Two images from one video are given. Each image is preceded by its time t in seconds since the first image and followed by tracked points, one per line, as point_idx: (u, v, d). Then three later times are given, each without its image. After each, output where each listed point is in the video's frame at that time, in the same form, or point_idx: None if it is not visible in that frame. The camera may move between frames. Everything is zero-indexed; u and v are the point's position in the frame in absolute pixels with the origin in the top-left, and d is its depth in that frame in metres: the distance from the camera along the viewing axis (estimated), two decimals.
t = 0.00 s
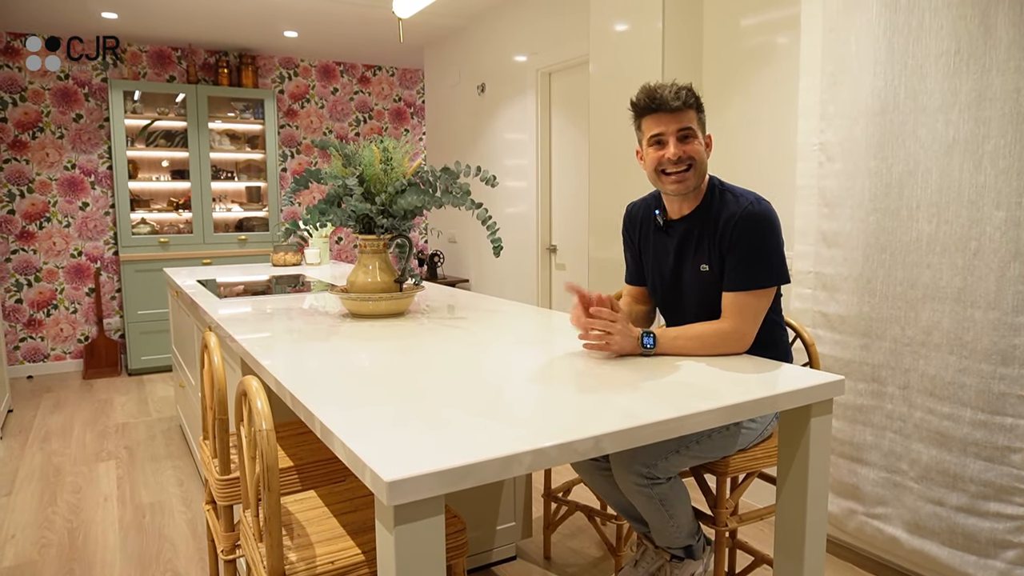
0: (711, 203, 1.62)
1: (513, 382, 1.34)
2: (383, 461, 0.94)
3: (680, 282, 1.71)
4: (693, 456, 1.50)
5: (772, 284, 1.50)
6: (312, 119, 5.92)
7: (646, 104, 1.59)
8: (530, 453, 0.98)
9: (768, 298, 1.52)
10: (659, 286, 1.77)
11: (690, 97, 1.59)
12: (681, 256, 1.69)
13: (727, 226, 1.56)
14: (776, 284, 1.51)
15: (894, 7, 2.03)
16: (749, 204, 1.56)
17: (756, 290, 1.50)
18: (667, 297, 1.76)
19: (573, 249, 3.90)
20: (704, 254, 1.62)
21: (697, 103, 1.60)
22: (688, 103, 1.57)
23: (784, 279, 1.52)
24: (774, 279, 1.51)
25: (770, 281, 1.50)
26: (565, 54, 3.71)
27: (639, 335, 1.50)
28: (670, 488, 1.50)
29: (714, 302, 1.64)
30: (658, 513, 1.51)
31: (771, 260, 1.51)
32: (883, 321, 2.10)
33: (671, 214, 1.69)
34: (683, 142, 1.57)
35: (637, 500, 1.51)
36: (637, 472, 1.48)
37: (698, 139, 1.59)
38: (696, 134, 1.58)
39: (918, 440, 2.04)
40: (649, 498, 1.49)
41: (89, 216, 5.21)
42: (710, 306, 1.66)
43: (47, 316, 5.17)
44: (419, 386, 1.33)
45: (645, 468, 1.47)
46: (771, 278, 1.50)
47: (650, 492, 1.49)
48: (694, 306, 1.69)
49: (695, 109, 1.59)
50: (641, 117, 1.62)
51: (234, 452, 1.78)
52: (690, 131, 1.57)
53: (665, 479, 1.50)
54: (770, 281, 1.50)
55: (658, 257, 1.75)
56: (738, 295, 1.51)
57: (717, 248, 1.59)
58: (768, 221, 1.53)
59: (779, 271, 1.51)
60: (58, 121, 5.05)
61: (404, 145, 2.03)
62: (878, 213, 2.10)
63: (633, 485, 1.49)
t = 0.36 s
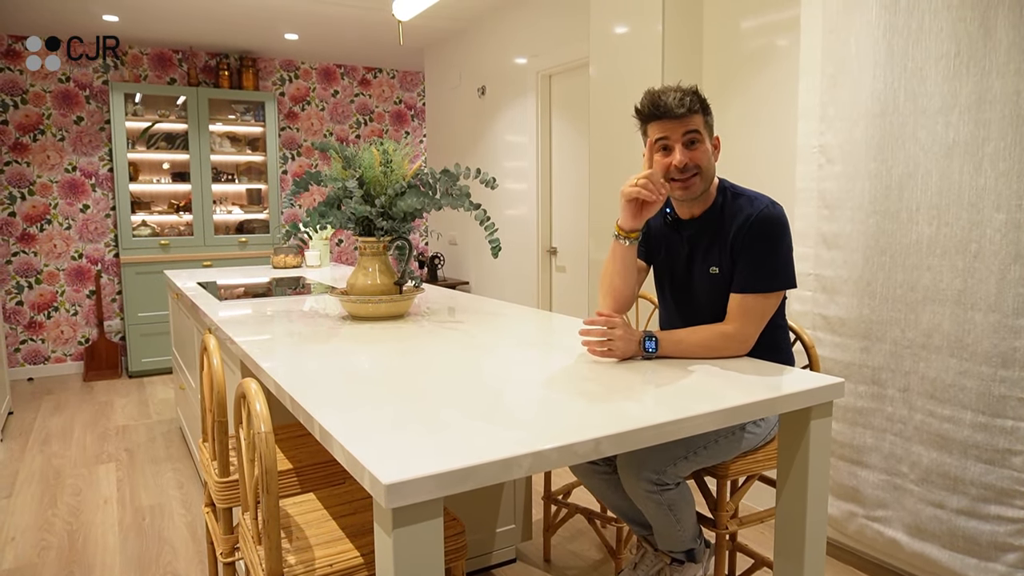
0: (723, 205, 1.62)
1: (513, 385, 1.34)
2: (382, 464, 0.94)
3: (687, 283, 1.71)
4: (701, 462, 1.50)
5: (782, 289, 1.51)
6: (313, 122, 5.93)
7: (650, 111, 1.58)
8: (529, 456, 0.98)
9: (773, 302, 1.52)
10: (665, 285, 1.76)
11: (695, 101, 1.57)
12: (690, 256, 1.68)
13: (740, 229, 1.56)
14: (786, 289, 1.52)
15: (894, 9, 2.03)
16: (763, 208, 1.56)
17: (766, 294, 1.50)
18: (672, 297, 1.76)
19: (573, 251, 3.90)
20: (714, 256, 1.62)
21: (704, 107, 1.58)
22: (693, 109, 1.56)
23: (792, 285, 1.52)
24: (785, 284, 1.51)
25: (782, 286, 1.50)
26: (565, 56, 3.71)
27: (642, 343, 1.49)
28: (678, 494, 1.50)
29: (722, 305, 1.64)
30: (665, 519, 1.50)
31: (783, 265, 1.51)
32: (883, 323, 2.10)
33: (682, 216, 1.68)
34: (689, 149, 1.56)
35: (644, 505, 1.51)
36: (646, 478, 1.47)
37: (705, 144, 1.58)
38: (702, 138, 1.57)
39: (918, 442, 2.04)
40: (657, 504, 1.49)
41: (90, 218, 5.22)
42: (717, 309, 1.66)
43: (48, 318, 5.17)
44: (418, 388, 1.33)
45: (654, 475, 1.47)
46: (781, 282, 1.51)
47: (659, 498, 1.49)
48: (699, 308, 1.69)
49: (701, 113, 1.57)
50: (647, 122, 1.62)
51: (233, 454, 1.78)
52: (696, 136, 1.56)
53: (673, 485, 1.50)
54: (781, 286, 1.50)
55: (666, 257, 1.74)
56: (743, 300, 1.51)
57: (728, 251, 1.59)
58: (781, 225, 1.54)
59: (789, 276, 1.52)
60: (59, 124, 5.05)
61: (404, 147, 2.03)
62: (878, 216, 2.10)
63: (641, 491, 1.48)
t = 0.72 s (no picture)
0: (731, 208, 1.62)
1: (513, 386, 1.34)
2: (382, 465, 0.94)
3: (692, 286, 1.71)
4: (700, 465, 1.50)
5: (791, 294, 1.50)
6: (313, 123, 5.93)
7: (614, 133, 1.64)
8: (529, 458, 0.98)
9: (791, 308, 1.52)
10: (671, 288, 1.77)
11: (645, 124, 1.56)
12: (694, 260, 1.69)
13: (746, 231, 1.56)
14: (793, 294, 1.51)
15: (893, 12, 2.03)
16: (770, 211, 1.55)
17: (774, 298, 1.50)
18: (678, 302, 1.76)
19: (573, 253, 3.90)
20: (721, 259, 1.62)
21: (659, 129, 1.54)
22: (636, 137, 1.56)
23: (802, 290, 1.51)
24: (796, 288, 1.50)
25: (788, 291, 1.49)
26: (565, 58, 3.72)
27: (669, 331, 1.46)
28: (677, 497, 1.50)
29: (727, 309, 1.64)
30: (664, 522, 1.50)
31: (789, 269, 1.50)
32: (883, 325, 2.10)
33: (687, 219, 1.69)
34: (638, 174, 1.60)
35: (643, 509, 1.50)
36: (644, 481, 1.47)
37: (657, 167, 1.57)
38: (651, 164, 1.57)
39: (918, 444, 2.04)
40: (656, 508, 1.49)
41: (90, 220, 5.22)
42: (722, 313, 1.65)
43: (48, 320, 5.17)
44: (418, 391, 1.33)
45: (653, 478, 1.47)
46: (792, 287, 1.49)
47: (657, 502, 1.48)
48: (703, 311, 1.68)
49: (651, 138, 1.55)
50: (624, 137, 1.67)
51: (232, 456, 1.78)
52: (644, 162, 1.58)
53: (672, 488, 1.49)
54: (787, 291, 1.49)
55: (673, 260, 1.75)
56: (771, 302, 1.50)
57: (734, 254, 1.59)
58: (788, 228, 1.53)
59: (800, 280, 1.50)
60: (60, 126, 5.06)
61: (404, 149, 2.02)
62: (878, 217, 2.10)
63: (639, 495, 1.48)
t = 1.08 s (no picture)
0: (730, 205, 1.62)
1: (511, 389, 1.34)
2: (382, 467, 0.94)
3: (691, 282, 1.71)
4: (703, 470, 1.50)
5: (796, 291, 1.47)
6: (313, 125, 5.94)
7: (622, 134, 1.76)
8: (528, 460, 0.98)
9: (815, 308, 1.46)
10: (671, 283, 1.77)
11: (633, 127, 1.65)
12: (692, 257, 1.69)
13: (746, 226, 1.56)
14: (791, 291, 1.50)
15: (892, 14, 2.04)
16: (769, 209, 1.55)
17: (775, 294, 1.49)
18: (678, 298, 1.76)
19: (573, 254, 3.90)
20: (719, 254, 1.61)
21: (645, 131, 1.63)
22: (623, 139, 1.68)
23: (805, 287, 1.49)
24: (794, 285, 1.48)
25: (784, 288, 1.48)
26: (564, 61, 3.72)
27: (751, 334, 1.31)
28: (681, 502, 1.50)
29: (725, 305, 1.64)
30: (666, 526, 1.50)
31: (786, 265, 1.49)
32: (882, 326, 2.10)
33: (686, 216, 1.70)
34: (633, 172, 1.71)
35: (646, 515, 1.51)
36: (648, 487, 1.47)
37: (644, 168, 1.66)
38: (639, 164, 1.67)
39: (918, 446, 2.04)
40: (660, 513, 1.49)
41: (90, 222, 5.22)
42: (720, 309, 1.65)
43: (48, 322, 5.17)
44: (418, 393, 1.33)
45: (657, 484, 1.47)
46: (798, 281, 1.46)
47: (662, 508, 1.49)
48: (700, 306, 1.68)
49: (638, 139, 1.65)
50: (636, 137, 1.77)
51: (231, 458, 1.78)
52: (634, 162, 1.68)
53: (676, 494, 1.50)
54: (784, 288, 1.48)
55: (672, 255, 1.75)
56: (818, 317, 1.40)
57: (733, 249, 1.59)
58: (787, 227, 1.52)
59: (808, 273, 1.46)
60: (60, 127, 5.07)
61: (404, 151, 2.03)
62: (878, 219, 2.10)
63: (643, 500, 1.49)
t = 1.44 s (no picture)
0: (733, 206, 1.62)
1: (511, 390, 1.34)
2: (382, 469, 0.94)
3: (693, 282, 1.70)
4: (703, 471, 1.50)
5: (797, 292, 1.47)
6: (313, 127, 5.94)
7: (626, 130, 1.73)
8: (528, 462, 0.98)
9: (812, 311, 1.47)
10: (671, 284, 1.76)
11: (647, 120, 1.63)
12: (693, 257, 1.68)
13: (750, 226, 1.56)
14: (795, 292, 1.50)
15: (891, 16, 2.04)
16: (773, 210, 1.55)
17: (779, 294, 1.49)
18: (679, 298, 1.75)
19: (573, 255, 3.90)
20: (721, 253, 1.61)
21: (660, 123, 1.62)
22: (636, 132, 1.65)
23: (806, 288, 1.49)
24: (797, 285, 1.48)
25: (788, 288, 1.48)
26: (564, 63, 3.73)
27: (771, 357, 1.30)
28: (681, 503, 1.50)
29: (728, 305, 1.63)
30: (667, 528, 1.50)
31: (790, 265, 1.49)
32: (882, 328, 2.10)
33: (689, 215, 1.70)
34: (641, 166, 1.68)
35: (647, 517, 1.51)
36: (649, 488, 1.47)
37: (655, 161, 1.65)
38: (651, 157, 1.65)
39: (917, 448, 2.04)
40: (660, 515, 1.49)
41: (90, 223, 5.22)
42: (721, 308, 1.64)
43: (48, 323, 5.17)
44: (417, 394, 1.32)
45: (658, 485, 1.47)
46: (802, 280, 1.47)
47: (662, 509, 1.49)
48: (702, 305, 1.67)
49: (651, 132, 1.63)
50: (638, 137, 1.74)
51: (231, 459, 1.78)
52: (645, 156, 1.66)
53: (676, 495, 1.50)
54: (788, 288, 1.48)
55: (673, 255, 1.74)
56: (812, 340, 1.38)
57: (736, 248, 1.58)
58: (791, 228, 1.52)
59: (807, 274, 1.47)
60: (59, 129, 5.07)
61: (404, 152, 2.03)
62: (878, 220, 2.10)
63: (643, 501, 1.49)
